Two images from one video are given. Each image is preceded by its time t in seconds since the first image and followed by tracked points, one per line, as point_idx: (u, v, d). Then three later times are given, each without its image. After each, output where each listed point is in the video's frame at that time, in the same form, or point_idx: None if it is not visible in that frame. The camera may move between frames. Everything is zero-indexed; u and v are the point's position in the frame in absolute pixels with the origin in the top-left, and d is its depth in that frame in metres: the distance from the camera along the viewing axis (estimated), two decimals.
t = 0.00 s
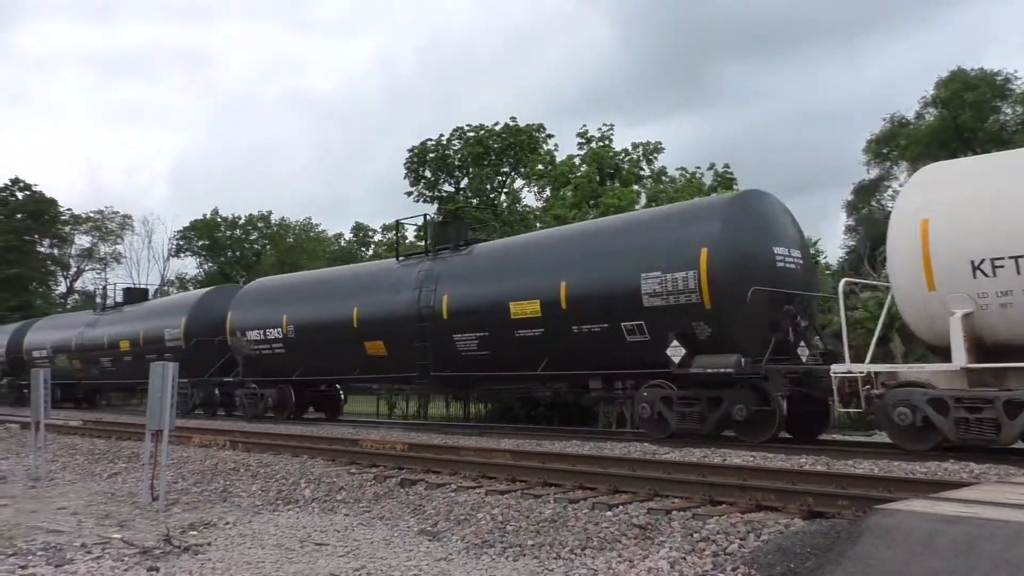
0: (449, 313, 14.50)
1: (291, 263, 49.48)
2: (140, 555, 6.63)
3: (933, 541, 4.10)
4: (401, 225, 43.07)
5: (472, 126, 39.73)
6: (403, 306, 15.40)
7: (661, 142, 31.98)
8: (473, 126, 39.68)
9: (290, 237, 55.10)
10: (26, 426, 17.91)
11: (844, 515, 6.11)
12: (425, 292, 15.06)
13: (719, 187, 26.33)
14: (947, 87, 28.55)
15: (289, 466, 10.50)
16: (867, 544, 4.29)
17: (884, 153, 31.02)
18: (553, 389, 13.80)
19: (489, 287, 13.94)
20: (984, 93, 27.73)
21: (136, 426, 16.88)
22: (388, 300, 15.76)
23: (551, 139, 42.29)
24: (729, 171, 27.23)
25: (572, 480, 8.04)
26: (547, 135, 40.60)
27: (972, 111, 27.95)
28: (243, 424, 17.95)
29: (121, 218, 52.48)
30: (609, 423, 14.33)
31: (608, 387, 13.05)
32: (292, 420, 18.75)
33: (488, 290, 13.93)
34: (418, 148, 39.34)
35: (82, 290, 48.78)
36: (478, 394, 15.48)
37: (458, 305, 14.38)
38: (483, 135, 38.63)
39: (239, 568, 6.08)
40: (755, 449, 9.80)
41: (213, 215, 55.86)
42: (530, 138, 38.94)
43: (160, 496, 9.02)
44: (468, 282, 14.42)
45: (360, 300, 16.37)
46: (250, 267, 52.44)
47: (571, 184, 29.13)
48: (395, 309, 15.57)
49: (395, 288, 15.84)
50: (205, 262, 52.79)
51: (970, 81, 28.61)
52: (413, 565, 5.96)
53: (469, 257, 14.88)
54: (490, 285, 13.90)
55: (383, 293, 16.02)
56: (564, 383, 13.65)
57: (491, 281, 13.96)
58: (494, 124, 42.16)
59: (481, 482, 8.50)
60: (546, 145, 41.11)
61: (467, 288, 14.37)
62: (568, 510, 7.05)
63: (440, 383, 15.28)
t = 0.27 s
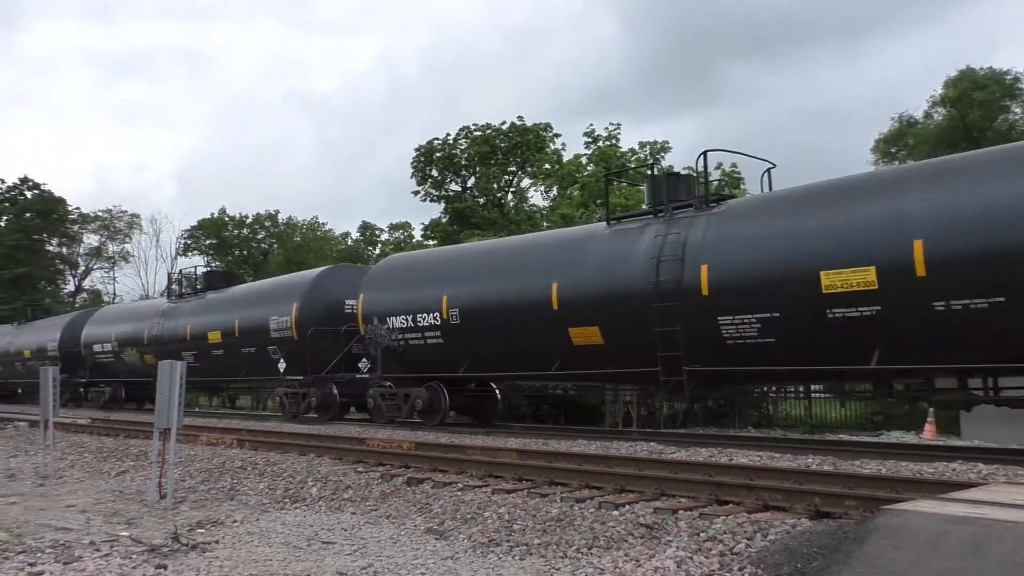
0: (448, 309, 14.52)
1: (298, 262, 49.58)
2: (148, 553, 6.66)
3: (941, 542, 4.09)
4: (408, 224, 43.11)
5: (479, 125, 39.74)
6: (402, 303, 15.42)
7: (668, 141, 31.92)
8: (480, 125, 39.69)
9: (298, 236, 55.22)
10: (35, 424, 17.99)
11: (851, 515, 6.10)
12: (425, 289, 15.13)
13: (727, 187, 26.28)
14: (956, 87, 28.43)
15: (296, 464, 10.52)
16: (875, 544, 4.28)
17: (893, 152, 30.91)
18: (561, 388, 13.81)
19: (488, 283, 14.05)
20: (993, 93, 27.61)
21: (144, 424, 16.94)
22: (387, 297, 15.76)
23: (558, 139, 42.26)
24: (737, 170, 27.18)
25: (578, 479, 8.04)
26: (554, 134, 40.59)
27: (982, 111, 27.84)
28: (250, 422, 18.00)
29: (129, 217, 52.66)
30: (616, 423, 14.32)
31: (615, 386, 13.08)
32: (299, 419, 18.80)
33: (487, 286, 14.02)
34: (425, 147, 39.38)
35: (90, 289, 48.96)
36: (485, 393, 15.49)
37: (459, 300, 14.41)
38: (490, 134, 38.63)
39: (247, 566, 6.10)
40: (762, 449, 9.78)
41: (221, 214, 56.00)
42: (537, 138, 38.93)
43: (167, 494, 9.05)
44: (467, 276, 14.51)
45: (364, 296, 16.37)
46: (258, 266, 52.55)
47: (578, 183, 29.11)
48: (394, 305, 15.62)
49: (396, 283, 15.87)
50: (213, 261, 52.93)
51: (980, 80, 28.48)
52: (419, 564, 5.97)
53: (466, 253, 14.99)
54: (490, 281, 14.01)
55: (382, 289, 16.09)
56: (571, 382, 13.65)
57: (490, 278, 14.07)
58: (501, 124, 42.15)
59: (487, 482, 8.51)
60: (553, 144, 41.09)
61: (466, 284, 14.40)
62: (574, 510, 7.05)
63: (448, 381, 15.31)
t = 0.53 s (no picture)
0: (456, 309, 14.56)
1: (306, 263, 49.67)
2: (156, 554, 6.68)
3: (949, 544, 4.07)
4: (416, 225, 43.14)
5: (486, 126, 39.76)
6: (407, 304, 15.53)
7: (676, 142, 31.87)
8: (487, 126, 39.70)
9: (306, 237, 55.33)
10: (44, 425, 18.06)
11: (860, 517, 6.08)
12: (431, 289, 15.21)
13: (734, 187, 26.21)
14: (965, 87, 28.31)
15: (304, 465, 10.53)
16: (882, 546, 4.27)
17: (902, 153, 30.78)
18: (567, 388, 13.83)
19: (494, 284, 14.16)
20: (1003, 93, 27.46)
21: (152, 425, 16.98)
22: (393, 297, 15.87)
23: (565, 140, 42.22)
24: (745, 171, 27.12)
25: (585, 481, 8.03)
26: (561, 135, 40.57)
27: (991, 111, 27.70)
28: (258, 423, 18.03)
29: (138, 218, 52.86)
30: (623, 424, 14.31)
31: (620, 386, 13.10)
32: (306, 420, 18.83)
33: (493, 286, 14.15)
34: (432, 148, 39.41)
35: (99, 290, 49.15)
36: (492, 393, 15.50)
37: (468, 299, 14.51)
38: (498, 135, 38.64)
39: (255, 567, 6.11)
40: (770, 450, 9.76)
41: (229, 216, 56.14)
42: (544, 138, 38.92)
43: (175, 495, 9.07)
44: (473, 277, 14.65)
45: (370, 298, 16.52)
46: (266, 267, 52.66)
47: (586, 184, 29.09)
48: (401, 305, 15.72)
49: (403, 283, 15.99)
50: (221, 262, 53.06)
51: (989, 81, 28.35)
52: (426, 564, 5.98)
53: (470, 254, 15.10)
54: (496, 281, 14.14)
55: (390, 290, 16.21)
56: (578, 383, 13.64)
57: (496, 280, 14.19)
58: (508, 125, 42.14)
59: (494, 483, 8.50)
60: (561, 145, 41.08)
61: (473, 285, 14.54)
62: (581, 511, 7.04)
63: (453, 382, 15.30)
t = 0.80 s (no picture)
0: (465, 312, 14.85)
1: (312, 264, 49.74)
2: (163, 554, 6.70)
3: (956, 544, 4.06)
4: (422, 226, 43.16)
5: (492, 127, 39.76)
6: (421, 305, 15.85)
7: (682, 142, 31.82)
8: (493, 127, 39.70)
9: (312, 238, 55.40)
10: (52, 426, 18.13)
11: (867, 517, 6.06)
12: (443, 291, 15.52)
13: (740, 188, 26.16)
14: (973, 87, 28.19)
15: (311, 466, 10.55)
16: (889, 547, 4.26)
17: (909, 153, 30.67)
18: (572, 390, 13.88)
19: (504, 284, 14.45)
20: (1011, 93, 27.33)
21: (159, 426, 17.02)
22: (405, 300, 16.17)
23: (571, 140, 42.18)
24: (751, 171, 27.06)
25: (591, 481, 8.03)
26: (567, 136, 40.54)
27: (998, 111, 27.58)
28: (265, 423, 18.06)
29: (145, 219, 53.04)
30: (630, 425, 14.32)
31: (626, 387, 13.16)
32: (313, 421, 18.87)
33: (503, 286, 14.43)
34: (438, 149, 39.42)
35: (106, 291, 49.31)
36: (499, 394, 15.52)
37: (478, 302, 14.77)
38: (503, 136, 38.63)
39: (261, 567, 6.13)
40: (776, 451, 9.74)
41: (235, 216, 56.24)
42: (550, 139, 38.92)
43: (182, 496, 9.10)
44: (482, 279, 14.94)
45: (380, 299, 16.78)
46: (272, 268, 52.74)
47: (592, 185, 29.08)
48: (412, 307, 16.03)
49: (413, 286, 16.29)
50: (227, 263, 53.14)
51: (997, 80, 28.22)
52: (433, 564, 5.99)
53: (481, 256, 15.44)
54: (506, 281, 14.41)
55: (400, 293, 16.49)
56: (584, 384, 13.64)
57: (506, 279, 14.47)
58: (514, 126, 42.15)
59: (501, 484, 8.50)
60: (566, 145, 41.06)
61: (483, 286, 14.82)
62: (587, 511, 7.04)
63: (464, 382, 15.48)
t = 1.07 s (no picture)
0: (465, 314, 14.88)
1: (317, 267, 49.79)
2: (169, 556, 6.70)
3: (963, 547, 4.05)
4: (426, 229, 43.20)
5: (497, 130, 39.79)
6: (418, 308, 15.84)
7: (686, 145, 31.80)
8: (498, 129, 39.73)
9: (317, 241, 55.47)
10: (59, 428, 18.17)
11: (873, 520, 6.05)
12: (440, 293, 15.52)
13: (746, 191, 26.12)
14: (978, 90, 28.15)
15: (316, 469, 10.56)
16: (896, 550, 4.25)
17: (915, 156, 30.62)
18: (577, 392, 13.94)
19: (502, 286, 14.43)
20: (1017, 96, 27.26)
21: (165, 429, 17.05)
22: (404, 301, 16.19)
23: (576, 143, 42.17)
24: (756, 174, 27.04)
25: (596, 484, 8.03)
26: (572, 139, 40.55)
27: (1005, 114, 27.51)
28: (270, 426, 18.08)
29: (150, 222, 53.20)
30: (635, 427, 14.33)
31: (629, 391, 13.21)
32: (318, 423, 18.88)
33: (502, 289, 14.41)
34: (443, 152, 39.46)
35: (112, 293, 49.41)
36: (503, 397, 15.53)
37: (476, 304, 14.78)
38: (508, 139, 38.65)
39: (267, 569, 6.13)
40: (782, 453, 9.72)
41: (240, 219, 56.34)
42: (555, 142, 38.94)
43: (188, 498, 9.11)
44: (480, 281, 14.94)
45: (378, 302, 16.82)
46: (277, 270, 52.81)
47: (597, 187, 29.08)
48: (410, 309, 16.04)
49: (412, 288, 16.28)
50: (232, 265, 53.23)
51: (1003, 83, 28.16)
52: (438, 567, 5.98)
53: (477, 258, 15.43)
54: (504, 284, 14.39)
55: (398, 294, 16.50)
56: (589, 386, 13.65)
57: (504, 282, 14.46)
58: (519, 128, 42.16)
59: (506, 486, 8.50)
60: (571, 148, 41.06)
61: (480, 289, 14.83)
62: (593, 514, 7.04)
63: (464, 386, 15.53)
